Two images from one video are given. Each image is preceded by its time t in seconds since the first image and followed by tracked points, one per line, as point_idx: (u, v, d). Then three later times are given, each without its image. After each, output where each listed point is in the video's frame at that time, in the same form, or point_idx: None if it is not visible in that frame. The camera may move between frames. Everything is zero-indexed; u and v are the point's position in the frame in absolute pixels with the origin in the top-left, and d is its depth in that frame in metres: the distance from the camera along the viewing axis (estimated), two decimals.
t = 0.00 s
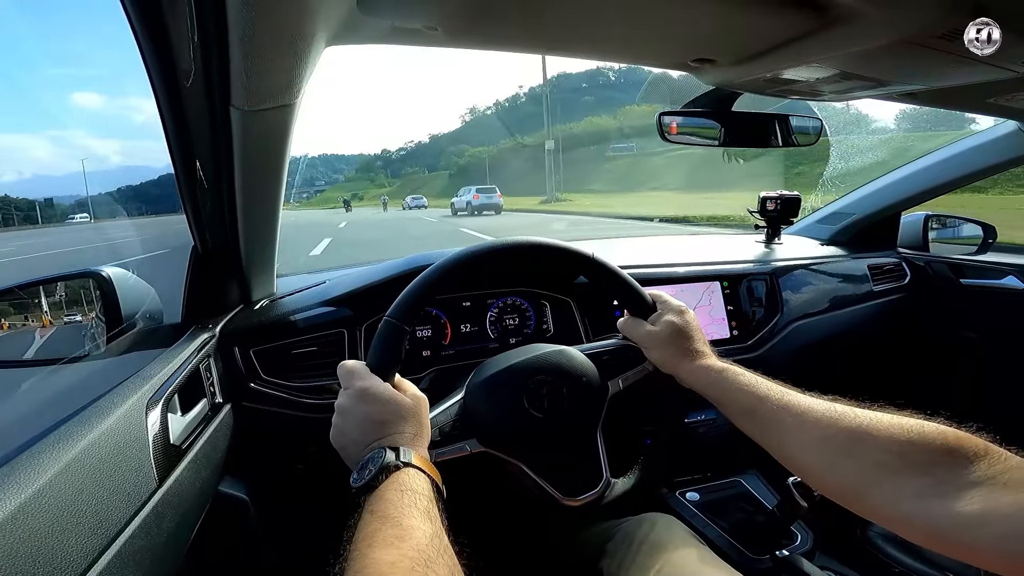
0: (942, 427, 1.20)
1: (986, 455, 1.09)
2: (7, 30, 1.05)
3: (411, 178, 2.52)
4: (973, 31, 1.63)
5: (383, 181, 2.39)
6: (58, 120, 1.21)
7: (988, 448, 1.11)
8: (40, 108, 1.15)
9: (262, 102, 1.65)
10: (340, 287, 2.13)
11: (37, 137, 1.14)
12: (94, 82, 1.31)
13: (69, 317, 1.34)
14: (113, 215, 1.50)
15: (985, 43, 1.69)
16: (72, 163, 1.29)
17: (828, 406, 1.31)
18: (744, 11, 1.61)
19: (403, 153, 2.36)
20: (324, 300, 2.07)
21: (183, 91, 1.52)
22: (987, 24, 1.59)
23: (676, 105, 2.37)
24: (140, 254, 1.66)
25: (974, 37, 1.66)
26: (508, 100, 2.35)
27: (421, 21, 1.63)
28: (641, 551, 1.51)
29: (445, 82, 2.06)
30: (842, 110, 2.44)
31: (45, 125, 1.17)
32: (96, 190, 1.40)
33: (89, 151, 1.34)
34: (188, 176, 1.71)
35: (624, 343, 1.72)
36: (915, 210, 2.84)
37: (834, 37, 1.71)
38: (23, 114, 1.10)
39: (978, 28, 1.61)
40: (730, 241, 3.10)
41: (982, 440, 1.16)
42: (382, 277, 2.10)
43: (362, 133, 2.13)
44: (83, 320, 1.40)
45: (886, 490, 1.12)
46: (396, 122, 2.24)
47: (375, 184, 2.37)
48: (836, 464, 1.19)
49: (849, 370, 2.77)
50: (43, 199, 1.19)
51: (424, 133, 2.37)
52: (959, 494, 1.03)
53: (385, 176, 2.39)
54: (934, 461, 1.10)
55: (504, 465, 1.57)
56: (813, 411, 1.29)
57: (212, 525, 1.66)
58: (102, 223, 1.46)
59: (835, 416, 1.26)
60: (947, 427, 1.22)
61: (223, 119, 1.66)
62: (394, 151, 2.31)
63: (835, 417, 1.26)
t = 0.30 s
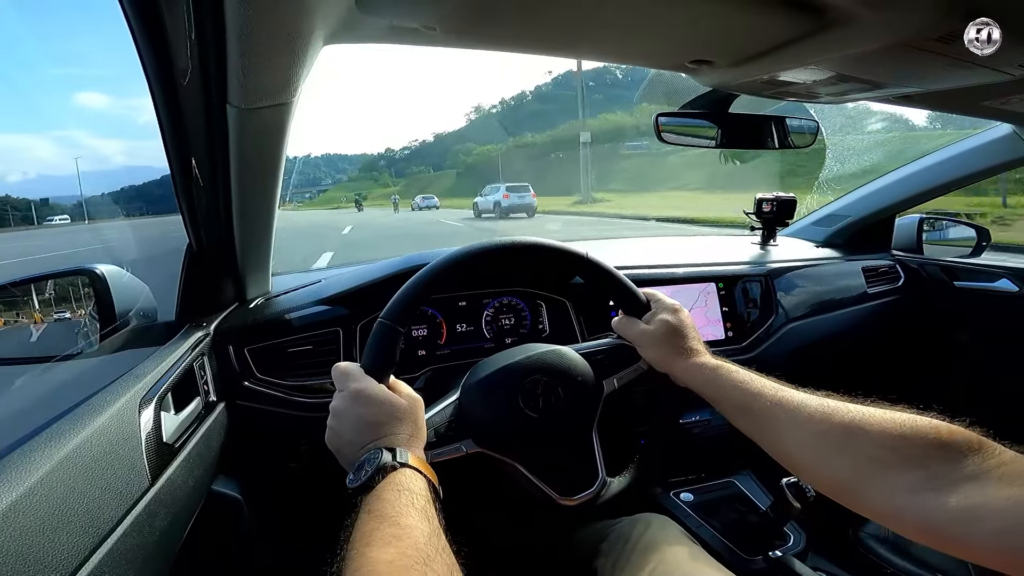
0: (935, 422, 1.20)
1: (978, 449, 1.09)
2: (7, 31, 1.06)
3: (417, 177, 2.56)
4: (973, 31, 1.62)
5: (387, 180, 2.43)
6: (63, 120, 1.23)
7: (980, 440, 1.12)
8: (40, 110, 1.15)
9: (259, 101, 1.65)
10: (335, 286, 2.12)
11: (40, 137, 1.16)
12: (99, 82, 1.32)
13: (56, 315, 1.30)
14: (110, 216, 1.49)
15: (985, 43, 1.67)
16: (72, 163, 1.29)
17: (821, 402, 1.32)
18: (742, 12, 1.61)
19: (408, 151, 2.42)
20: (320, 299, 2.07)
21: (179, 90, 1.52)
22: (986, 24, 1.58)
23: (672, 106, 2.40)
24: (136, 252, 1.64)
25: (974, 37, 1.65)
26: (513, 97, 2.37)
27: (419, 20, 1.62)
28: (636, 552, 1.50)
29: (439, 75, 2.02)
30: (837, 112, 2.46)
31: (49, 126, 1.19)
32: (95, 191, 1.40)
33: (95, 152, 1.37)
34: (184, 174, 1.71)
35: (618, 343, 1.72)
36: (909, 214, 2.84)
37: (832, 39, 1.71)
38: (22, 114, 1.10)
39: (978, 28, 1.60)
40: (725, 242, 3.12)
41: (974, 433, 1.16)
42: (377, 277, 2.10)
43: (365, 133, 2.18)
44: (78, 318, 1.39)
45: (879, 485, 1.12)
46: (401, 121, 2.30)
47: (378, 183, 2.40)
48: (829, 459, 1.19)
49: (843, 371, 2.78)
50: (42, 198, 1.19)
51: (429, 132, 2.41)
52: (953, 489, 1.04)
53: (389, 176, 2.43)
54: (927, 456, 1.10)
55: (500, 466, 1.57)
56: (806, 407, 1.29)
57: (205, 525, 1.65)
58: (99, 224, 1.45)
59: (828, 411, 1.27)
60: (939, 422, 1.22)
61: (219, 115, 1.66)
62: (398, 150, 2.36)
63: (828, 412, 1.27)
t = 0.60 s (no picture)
0: (931, 421, 1.20)
1: (974, 447, 1.09)
2: (8, 33, 1.07)
3: (422, 176, 2.61)
4: (973, 31, 1.62)
5: (392, 180, 2.46)
6: (65, 120, 1.26)
7: (977, 440, 1.11)
8: (40, 111, 1.17)
9: (254, 102, 1.64)
10: (331, 287, 2.11)
11: (46, 138, 1.20)
12: (103, 82, 1.36)
13: (45, 318, 1.27)
14: (104, 217, 1.48)
15: (985, 43, 1.68)
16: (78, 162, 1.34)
17: (818, 402, 1.32)
18: (738, 12, 1.61)
19: (411, 151, 2.43)
20: (316, 300, 2.06)
21: (174, 90, 1.53)
22: (987, 24, 1.59)
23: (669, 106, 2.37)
24: (130, 253, 1.63)
25: (975, 37, 1.66)
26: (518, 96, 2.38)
27: (415, 20, 1.62)
28: (635, 552, 1.50)
29: (440, 77, 2.02)
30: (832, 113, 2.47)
31: (55, 126, 1.23)
32: (90, 190, 1.41)
33: (98, 151, 1.40)
34: (178, 177, 1.71)
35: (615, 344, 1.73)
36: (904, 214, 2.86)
37: (828, 39, 1.72)
38: (24, 114, 1.12)
39: (978, 27, 1.60)
40: (721, 242, 3.13)
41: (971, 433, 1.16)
42: (372, 278, 2.09)
43: (368, 131, 2.17)
44: (74, 320, 1.38)
45: (876, 484, 1.12)
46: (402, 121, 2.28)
47: (382, 182, 2.42)
48: (825, 459, 1.19)
49: (839, 371, 2.79)
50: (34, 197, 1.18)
51: (435, 131, 2.39)
52: (950, 487, 1.03)
53: (393, 175, 2.46)
54: (923, 455, 1.10)
55: (497, 467, 1.56)
56: (803, 407, 1.30)
57: (201, 527, 1.64)
58: (93, 225, 1.45)
59: (824, 411, 1.27)
60: (935, 421, 1.22)
61: (214, 115, 1.66)
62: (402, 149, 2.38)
63: (824, 412, 1.27)
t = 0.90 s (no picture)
0: (924, 419, 1.21)
1: (967, 445, 1.09)
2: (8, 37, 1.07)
3: (429, 175, 2.66)
4: (974, 31, 1.64)
5: (397, 179, 2.49)
6: (70, 119, 1.28)
7: (969, 438, 1.12)
8: (45, 114, 1.19)
9: (249, 100, 1.64)
10: (327, 285, 2.11)
11: (51, 137, 1.22)
12: (108, 81, 1.39)
13: (35, 317, 1.25)
14: (99, 216, 1.48)
15: (986, 43, 1.70)
16: (86, 162, 1.37)
17: (812, 399, 1.33)
18: (733, 10, 1.61)
19: (416, 150, 2.52)
20: (312, 298, 2.06)
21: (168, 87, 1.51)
22: (988, 24, 1.61)
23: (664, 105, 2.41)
24: (125, 253, 1.62)
25: (975, 37, 1.68)
26: (525, 94, 2.42)
27: (411, 18, 1.62)
28: (631, 549, 1.51)
29: (436, 74, 2.03)
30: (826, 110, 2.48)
31: (56, 128, 1.23)
32: (85, 193, 1.39)
33: (103, 151, 1.44)
34: (173, 178, 1.69)
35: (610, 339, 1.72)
36: (898, 211, 2.87)
37: (822, 37, 1.72)
38: (24, 114, 1.12)
39: (978, 28, 1.62)
40: (716, 240, 3.15)
41: (964, 431, 1.17)
42: (368, 276, 2.09)
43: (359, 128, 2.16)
44: (67, 319, 1.37)
45: (869, 482, 1.13)
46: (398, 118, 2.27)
47: (387, 182, 2.44)
48: (819, 456, 1.20)
49: (833, 367, 2.80)
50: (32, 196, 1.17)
51: (440, 129, 2.51)
52: (943, 485, 1.04)
53: (399, 174, 2.49)
54: (916, 453, 1.11)
55: (494, 464, 1.57)
56: (797, 404, 1.30)
57: (198, 527, 1.64)
58: (88, 224, 1.44)
59: (818, 408, 1.28)
60: (928, 419, 1.23)
61: (208, 113, 1.65)
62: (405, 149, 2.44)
63: (819, 409, 1.28)
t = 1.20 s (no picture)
0: (921, 415, 1.21)
1: (963, 442, 1.10)
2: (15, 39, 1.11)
3: (435, 173, 2.55)
4: (973, 31, 1.65)
5: (403, 178, 2.44)
6: (78, 121, 1.33)
7: (966, 434, 1.12)
8: (57, 111, 1.25)
9: (243, 99, 1.62)
10: (323, 285, 2.10)
11: (60, 137, 1.27)
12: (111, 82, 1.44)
13: (25, 318, 1.23)
14: (93, 216, 1.47)
15: (985, 43, 1.72)
16: (93, 160, 1.42)
17: (809, 396, 1.33)
18: (727, 10, 1.62)
19: (422, 149, 2.44)
20: (307, 298, 2.05)
21: (162, 86, 1.51)
22: (987, 24, 1.62)
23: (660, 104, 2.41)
24: (118, 253, 1.61)
25: (974, 37, 1.69)
26: (534, 91, 2.41)
27: (406, 17, 1.61)
28: (629, 548, 1.52)
29: (434, 74, 2.02)
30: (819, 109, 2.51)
31: (69, 127, 1.30)
32: (78, 195, 1.38)
33: (111, 151, 1.50)
34: (168, 180, 1.71)
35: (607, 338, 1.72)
36: (892, 210, 2.88)
37: (817, 36, 1.72)
38: (19, 115, 1.13)
39: (978, 28, 1.64)
40: (712, 239, 3.17)
41: (960, 427, 1.17)
42: (365, 276, 2.09)
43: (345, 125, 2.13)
44: (61, 320, 1.36)
45: (866, 478, 1.13)
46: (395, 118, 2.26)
47: (393, 181, 2.40)
48: (816, 454, 1.21)
49: (829, 366, 2.81)
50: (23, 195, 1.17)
51: (446, 128, 2.45)
52: (939, 481, 1.05)
53: (405, 173, 2.45)
54: (913, 450, 1.11)
55: (491, 464, 1.57)
56: (794, 400, 1.31)
57: (194, 528, 1.64)
58: (82, 224, 1.43)
59: (815, 405, 1.28)
60: (924, 415, 1.23)
61: (203, 112, 1.64)
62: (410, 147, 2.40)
63: (815, 406, 1.28)
